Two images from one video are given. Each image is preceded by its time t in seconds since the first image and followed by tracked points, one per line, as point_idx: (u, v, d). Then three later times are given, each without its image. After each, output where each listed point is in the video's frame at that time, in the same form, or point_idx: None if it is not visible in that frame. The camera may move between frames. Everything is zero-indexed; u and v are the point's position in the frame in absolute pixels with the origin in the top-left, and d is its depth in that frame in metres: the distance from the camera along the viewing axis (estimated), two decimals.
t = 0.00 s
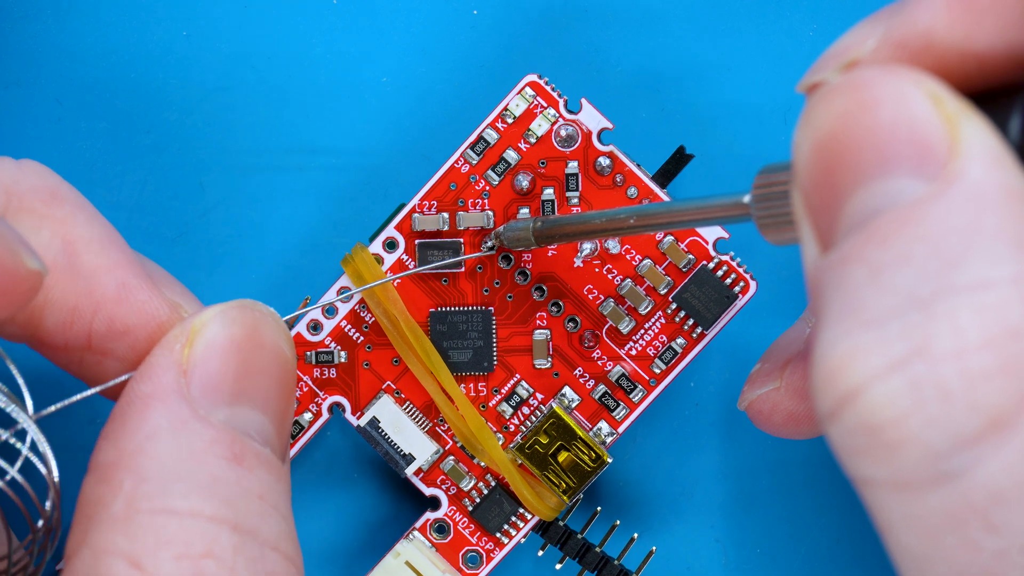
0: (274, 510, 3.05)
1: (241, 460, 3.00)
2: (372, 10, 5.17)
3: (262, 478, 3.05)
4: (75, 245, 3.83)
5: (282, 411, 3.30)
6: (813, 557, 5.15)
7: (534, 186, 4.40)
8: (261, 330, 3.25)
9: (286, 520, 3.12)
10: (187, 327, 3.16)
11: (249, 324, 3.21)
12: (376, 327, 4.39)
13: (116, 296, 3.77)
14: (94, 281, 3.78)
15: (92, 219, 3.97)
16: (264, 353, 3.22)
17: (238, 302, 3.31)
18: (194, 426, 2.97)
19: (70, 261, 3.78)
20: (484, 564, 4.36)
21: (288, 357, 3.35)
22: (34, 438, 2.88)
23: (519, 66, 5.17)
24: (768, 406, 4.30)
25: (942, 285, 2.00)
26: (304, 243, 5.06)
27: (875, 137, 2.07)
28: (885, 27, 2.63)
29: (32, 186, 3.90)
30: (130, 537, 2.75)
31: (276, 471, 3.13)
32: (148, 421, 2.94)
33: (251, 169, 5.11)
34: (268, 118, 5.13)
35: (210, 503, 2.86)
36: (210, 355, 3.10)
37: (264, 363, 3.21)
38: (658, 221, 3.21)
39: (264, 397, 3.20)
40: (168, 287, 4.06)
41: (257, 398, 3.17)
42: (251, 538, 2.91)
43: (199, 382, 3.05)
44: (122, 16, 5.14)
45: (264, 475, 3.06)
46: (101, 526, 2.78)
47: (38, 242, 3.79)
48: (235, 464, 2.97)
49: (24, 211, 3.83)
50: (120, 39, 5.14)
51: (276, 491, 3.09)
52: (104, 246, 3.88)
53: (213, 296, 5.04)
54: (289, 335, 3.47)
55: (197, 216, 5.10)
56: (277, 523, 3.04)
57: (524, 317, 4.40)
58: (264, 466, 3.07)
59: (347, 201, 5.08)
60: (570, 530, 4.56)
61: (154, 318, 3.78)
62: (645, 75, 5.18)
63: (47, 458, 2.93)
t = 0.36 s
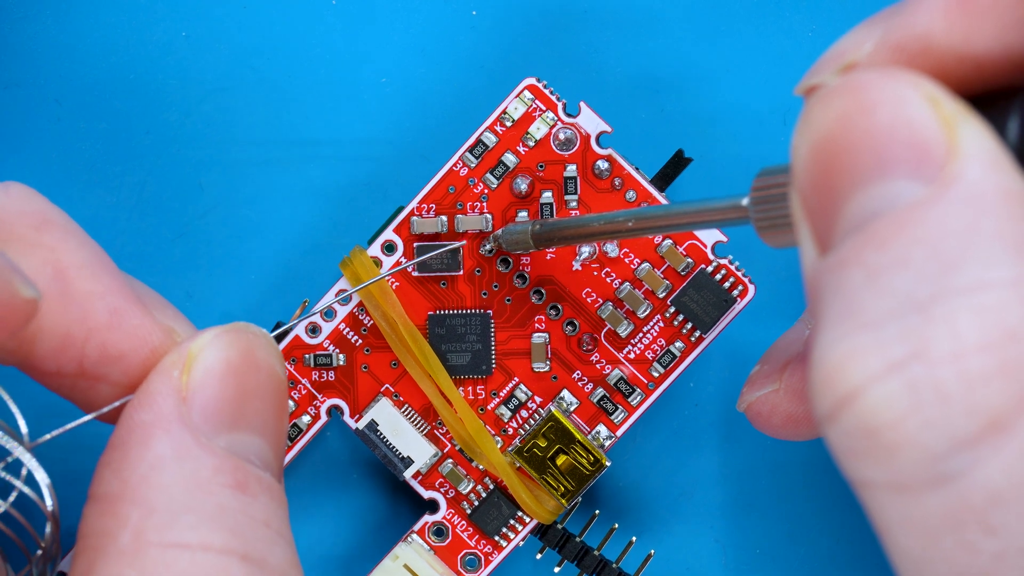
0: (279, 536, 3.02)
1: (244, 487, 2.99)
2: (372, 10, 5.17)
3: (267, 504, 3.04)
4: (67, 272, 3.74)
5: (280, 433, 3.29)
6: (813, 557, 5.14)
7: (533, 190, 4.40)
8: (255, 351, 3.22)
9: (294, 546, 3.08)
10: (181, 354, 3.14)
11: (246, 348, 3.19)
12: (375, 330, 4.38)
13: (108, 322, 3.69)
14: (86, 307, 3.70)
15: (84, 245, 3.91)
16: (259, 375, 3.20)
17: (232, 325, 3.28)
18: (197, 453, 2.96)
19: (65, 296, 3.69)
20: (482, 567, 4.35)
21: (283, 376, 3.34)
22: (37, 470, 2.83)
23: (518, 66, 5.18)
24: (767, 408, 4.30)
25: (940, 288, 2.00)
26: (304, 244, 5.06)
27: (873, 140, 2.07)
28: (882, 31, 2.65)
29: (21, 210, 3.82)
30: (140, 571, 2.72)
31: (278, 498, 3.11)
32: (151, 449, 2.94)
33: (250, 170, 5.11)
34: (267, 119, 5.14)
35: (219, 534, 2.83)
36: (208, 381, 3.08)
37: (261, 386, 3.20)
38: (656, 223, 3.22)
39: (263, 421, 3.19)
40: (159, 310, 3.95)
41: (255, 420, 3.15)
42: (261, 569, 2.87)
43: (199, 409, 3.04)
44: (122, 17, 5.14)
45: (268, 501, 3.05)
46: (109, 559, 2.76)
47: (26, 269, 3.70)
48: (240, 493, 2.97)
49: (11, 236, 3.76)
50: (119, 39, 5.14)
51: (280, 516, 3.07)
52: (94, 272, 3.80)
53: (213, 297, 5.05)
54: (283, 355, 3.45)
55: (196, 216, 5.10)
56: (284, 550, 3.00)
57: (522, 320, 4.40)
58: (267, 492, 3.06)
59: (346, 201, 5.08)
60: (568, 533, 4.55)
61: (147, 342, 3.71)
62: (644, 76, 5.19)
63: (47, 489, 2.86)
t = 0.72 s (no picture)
0: (292, 535, 3.00)
1: (260, 485, 2.98)
2: (372, 10, 5.19)
3: (281, 502, 3.03)
4: (92, 269, 3.73)
5: (298, 433, 3.28)
6: (814, 557, 5.12)
7: (533, 195, 4.40)
8: (277, 351, 3.22)
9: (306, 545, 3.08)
10: (203, 352, 3.14)
11: (268, 347, 3.19)
12: (374, 334, 4.38)
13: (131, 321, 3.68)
14: (110, 304, 3.69)
15: (110, 241, 3.91)
16: (281, 375, 3.20)
17: (256, 324, 3.29)
18: (214, 451, 2.95)
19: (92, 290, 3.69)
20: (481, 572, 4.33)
21: (303, 377, 3.34)
22: (60, 468, 2.81)
23: (518, 66, 5.19)
24: (768, 410, 4.30)
25: (939, 290, 2.01)
26: (304, 244, 5.06)
27: (872, 143, 2.07)
28: (880, 34, 2.69)
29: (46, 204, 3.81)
30: (153, 564, 2.72)
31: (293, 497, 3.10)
32: (169, 445, 2.93)
33: (250, 169, 5.11)
34: (268, 118, 5.14)
35: (233, 529, 2.84)
36: (229, 379, 3.07)
37: (281, 386, 3.19)
38: (655, 228, 3.22)
39: (281, 420, 3.18)
40: (183, 308, 3.95)
41: (275, 420, 3.15)
42: (273, 566, 2.88)
43: (218, 407, 3.03)
44: (122, 17, 5.15)
45: (282, 500, 3.03)
46: (123, 552, 2.75)
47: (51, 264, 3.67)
48: (254, 490, 2.95)
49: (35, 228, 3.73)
50: (119, 39, 5.16)
51: (294, 515, 3.06)
52: (120, 270, 3.80)
53: (213, 296, 5.05)
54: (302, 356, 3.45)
55: (197, 216, 5.10)
56: (296, 548, 2.99)
57: (521, 325, 4.40)
58: (282, 491, 3.05)
59: (347, 201, 5.08)
60: (566, 538, 4.54)
61: (171, 339, 3.70)
62: (643, 77, 5.20)
63: (69, 484, 2.84)
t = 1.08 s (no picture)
0: (301, 538, 3.01)
1: (269, 487, 2.98)
2: (372, 10, 5.19)
3: (290, 505, 3.02)
4: (102, 272, 3.71)
5: (307, 436, 3.28)
6: (814, 557, 5.12)
7: (532, 197, 4.41)
8: (287, 355, 3.23)
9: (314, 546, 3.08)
10: (214, 355, 3.15)
11: (277, 350, 3.20)
12: (373, 336, 4.38)
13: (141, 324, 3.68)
14: (119, 307, 3.69)
15: (120, 245, 3.88)
16: (290, 378, 3.20)
17: (265, 328, 3.30)
18: (224, 453, 2.95)
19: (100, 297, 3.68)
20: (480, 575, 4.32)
21: (312, 381, 3.34)
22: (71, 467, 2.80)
23: (518, 66, 5.20)
24: (766, 412, 4.32)
25: (937, 291, 2.01)
26: (303, 244, 5.06)
27: (871, 144, 2.08)
28: (880, 35, 2.70)
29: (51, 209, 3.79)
30: (162, 564, 2.72)
31: (302, 499, 3.10)
32: (179, 445, 2.94)
33: (250, 169, 5.11)
34: (268, 117, 5.14)
35: (241, 531, 2.83)
36: (238, 382, 3.08)
37: (291, 389, 3.19)
38: (654, 230, 3.22)
39: (290, 423, 3.18)
40: (192, 312, 3.97)
41: (284, 424, 3.15)
42: (280, 568, 2.87)
43: (228, 409, 3.04)
44: (122, 17, 5.16)
45: (292, 502, 3.03)
46: (132, 553, 2.75)
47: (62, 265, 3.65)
48: (264, 492, 2.95)
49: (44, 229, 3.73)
50: (119, 39, 5.16)
51: (303, 518, 3.06)
52: (130, 272, 3.78)
53: (214, 296, 5.04)
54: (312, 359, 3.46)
55: (197, 217, 5.10)
56: (303, 550, 2.99)
57: (520, 328, 4.40)
58: (291, 493, 3.05)
59: (347, 201, 5.08)
60: (565, 540, 4.53)
61: (181, 343, 3.70)
62: (643, 77, 5.21)
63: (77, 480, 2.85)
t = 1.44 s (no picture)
0: (312, 532, 3.09)
1: (281, 482, 3.05)
2: (372, 10, 5.19)
3: (301, 499, 3.09)
4: (117, 266, 3.78)
5: (320, 431, 3.33)
6: (814, 557, 5.11)
7: (532, 200, 4.41)
8: (302, 349, 3.27)
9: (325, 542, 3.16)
10: (229, 348, 3.20)
11: (292, 345, 3.24)
12: (372, 338, 4.37)
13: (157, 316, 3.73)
14: (135, 301, 3.74)
15: (134, 240, 3.94)
16: (304, 374, 3.24)
17: (282, 323, 3.34)
18: (237, 447, 3.02)
19: (116, 288, 3.73)
20: None
21: (327, 376, 3.38)
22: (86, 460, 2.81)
23: (519, 66, 5.21)
24: (766, 413, 4.31)
25: (936, 294, 2.01)
26: (304, 243, 5.07)
27: (870, 147, 2.08)
28: (880, 38, 2.68)
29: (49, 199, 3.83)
30: (173, 556, 2.81)
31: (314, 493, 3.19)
32: (192, 439, 3.00)
33: (250, 169, 5.12)
34: (269, 117, 5.15)
35: (252, 525, 2.91)
36: (253, 376, 3.13)
37: (306, 384, 3.24)
38: (654, 233, 3.23)
39: (304, 418, 3.23)
40: (208, 306, 3.99)
41: (297, 418, 3.20)
42: (290, 562, 2.95)
43: (241, 403, 3.10)
44: (122, 17, 5.16)
45: (303, 498, 3.11)
46: (145, 545, 2.85)
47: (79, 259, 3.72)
48: (276, 488, 3.02)
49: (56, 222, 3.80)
50: (120, 39, 5.16)
51: (314, 513, 3.13)
52: (144, 267, 3.84)
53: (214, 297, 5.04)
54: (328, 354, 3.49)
55: (196, 217, 5.10)
56: (314, 544, 3.08)
57: (520, 331, 4.39)
58: (304, 488, 3.12)
59: (347, 202, 5.09)
60: (564, 543, 4.52)
61: (196, 336, 3.75)
62: (643, 78, 5.22)
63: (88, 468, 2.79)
